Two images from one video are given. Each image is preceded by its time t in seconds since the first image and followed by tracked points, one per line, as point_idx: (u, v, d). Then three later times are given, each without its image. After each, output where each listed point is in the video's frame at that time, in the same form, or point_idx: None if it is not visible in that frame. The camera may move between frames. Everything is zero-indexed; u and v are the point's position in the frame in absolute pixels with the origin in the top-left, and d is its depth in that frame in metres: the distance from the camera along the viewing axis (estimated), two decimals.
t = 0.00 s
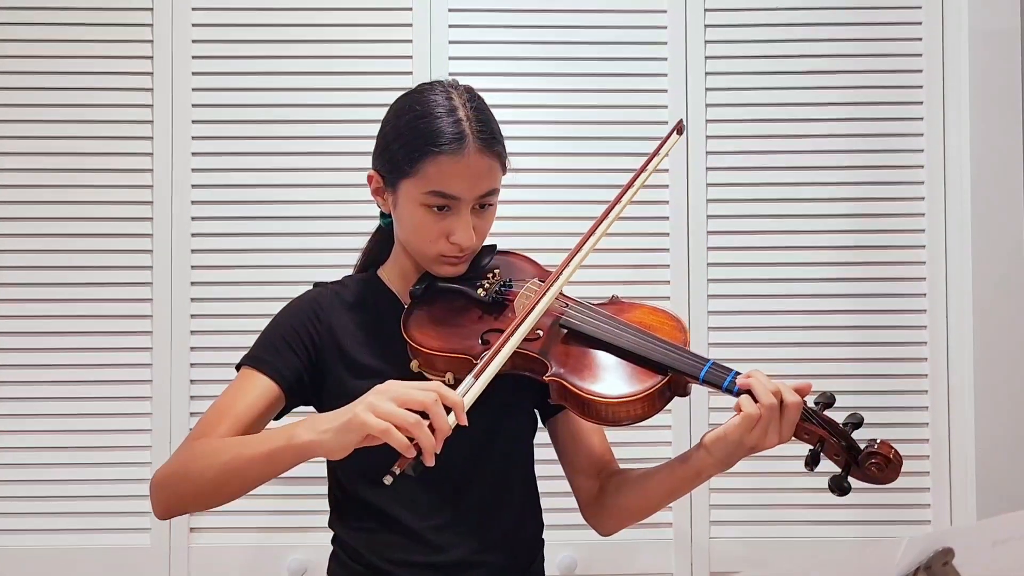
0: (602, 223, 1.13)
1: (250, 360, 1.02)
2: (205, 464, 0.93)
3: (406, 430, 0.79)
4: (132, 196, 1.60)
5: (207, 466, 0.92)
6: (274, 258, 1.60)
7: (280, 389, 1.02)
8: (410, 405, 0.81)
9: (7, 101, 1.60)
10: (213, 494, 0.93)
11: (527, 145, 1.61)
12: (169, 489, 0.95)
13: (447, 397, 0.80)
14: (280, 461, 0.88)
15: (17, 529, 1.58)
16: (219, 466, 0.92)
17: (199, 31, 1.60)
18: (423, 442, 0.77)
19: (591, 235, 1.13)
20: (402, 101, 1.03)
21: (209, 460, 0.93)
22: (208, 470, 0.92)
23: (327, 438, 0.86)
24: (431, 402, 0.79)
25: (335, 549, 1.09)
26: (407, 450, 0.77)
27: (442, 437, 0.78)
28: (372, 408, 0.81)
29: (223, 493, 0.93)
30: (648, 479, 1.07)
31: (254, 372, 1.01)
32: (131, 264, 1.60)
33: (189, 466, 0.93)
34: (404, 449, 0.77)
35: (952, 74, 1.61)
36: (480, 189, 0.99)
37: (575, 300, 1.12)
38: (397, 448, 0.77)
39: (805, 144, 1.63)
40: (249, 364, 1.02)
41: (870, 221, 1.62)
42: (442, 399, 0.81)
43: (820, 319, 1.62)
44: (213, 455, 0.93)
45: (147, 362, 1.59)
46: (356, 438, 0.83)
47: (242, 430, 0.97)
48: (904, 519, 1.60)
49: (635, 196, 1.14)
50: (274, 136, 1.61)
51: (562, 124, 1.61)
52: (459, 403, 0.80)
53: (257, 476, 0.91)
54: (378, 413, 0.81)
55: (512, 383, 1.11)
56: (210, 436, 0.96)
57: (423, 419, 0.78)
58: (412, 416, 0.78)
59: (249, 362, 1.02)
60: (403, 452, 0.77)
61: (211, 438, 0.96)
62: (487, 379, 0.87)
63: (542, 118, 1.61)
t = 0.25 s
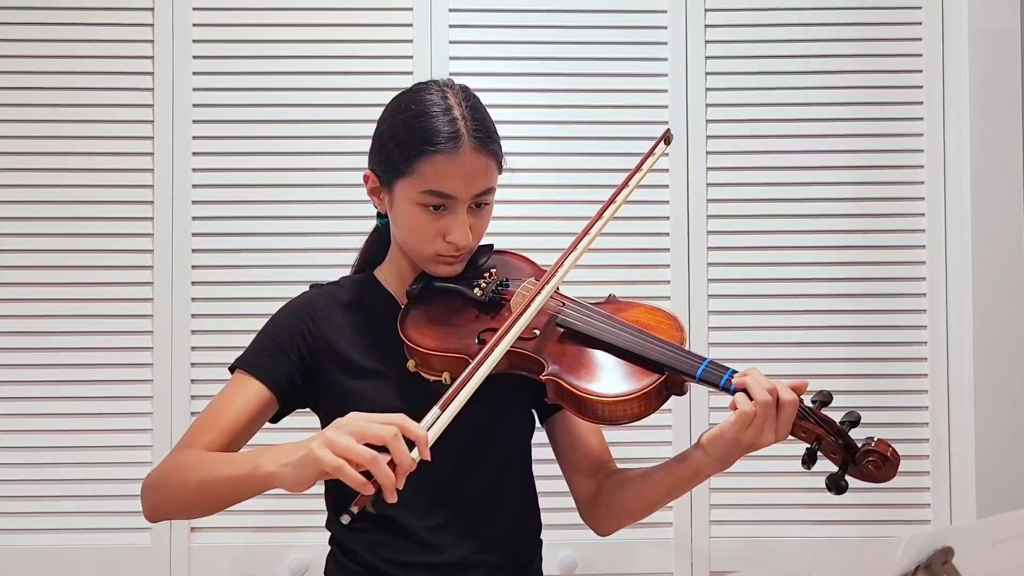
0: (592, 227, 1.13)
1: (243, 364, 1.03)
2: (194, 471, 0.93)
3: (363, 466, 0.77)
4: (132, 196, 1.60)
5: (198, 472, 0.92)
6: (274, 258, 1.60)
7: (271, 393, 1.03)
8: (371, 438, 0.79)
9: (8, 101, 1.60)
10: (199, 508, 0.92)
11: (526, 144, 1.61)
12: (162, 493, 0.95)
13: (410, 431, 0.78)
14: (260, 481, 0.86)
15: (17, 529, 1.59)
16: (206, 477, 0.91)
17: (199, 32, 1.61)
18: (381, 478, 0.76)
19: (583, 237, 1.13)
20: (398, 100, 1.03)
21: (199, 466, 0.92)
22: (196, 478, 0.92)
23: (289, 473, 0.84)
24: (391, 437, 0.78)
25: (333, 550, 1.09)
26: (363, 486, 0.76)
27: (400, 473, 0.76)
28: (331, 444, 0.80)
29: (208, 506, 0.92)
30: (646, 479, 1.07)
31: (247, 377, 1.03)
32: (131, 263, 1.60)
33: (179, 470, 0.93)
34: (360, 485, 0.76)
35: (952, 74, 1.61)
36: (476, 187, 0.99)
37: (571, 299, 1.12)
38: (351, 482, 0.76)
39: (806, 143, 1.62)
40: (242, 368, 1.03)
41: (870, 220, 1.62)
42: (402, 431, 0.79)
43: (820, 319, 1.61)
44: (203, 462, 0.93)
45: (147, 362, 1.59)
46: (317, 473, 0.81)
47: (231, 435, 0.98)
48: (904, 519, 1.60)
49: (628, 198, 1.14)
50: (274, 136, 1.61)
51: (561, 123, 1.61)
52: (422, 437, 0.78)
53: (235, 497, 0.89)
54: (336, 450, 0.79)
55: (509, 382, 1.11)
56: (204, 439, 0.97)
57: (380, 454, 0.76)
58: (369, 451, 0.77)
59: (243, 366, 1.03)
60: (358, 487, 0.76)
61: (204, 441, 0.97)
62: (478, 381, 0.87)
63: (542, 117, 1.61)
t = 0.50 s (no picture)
0: (588, 229, 1.14)
1: (239, 366, 1.03)
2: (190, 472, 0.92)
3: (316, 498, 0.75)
4: (132, 196, 1.60)
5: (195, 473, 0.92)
6: (273, 258, 1.60)
7: (270, 394, 1.03)
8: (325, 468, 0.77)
9: (8, 101, 1.61)
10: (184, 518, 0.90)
11: (526, 144, 1.61)
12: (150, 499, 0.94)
13: (365, 461, 0.76)
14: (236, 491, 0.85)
15: (17, 528, 1.59)
16: (195, 485, 0.89)
17: (199, 32, 1.61)
18: (335, 510, 0.74)
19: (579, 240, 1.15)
20: (393, 101, 1.03)
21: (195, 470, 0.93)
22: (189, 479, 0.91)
23: (248, 499, 0.82)
24: (345, 468, 0.75)
25: (331, 550, 1.09)
26: (312, 518, 0.75)
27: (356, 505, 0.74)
28: (284, 475, 0.77)
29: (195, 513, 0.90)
30: (643, 479, 1.07)
31: (243, 380, 1.03)
32: (131, 264, 1.60)
33: (174, 472, 0.93)
34: (308, 516, 0.74)
35: (952, 73, 1.60)
36: (471, 188, 0.99)
37: (568, 299, 1.12)
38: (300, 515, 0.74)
39: (805, 143, 1.62)
40: (239, 370, 1.03)
41: (870, 220, 1.61)
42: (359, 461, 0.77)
43: (819, 318, 1.61)
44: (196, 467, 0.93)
45: (147, 363, 1.60)
46: (272, 503, 0.79)
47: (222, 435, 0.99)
48: (903, 519, 1.59)
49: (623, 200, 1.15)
50: (274, 136, 1.61)
51: (561, 123, 1.61)
52: (381, 468, 0.75)
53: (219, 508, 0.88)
54: (290, 481, 0.77)
55: (506, 382, 1.11)
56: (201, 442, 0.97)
57: (334, 487, 0.74)
58: (322, 483, 0.75)
59: (239, 368, 1.03)
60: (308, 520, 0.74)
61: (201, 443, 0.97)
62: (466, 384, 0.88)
63: (541, 117, 1.61)
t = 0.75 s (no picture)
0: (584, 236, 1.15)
1: (240, 368, 1.04)
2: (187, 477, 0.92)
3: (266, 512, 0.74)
4: (132, 195, 1.61)
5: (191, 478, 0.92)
6: (273, 258, 1.61)
7: (269, 398, 1.04)
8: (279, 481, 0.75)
9: (8, 101, 1.61)
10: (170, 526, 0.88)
11: (526, 144, 1.61)
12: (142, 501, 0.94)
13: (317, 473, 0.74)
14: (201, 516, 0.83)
15: (17, 528, 1.59)
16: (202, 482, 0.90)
17: (199, 32, 1.61)
18: (285, 523, 0.72)
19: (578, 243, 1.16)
20: (392, 101, 1.04)
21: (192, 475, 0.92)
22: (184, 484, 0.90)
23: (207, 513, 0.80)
24: (297, 481, 0.74)
25: (332, 551, 1.09)
26: (258, 532, 0.74)
27: (306, 519, 0.72)
28: (236, 489, 0.76)
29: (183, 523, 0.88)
30: (644, 479, 1.07)
31: (244, 382, 1.04)
32: (132, 263, 1.60)
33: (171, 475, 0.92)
34: (256, 532, 0.74)
35: (952, 73, 1.60)
36: (470, 187, 0.99)
37: (568, 298, 1.12)
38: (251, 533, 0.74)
39: (805, 142, 1.62)
40: (240, 372, 1.04)
41: (870, 219, 1.61)
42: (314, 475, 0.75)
43: (819, 318, 1.61)
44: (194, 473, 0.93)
45: (148, 362, 1.60)
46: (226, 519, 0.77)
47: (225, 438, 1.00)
48: (903, 519, 1.59)
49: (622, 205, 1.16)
50: (274, 136, 1.61)
51: (561, 123, 1.61)
52: (335, 484, 0.74)
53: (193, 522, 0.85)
54: (241, 495, 0.75)
55: (505, 382, 1.11)
56: (199, 446, 0.98)
57: (281, 500, 0.73)
58: (271, 494, 0.74)
59: (240, 370, 1.04)
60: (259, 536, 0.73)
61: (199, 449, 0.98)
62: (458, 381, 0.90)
63: (541, 117, 1.61)
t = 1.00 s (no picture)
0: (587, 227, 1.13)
1: (241, 368, 1.04)
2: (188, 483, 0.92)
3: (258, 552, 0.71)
4: (133, 195, 1.61)
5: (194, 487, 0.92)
6: (273, 258, 1.61)
7: (270, 398, 1.04)
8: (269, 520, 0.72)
9: (8, 101, 1.61)
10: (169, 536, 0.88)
11: (527, 144, 1.61)
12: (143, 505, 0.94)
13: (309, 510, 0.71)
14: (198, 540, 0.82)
15: (17, 529, 1.59)
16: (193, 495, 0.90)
17: (199, 32, 1.61)
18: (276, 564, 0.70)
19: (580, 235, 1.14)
20: (394, 99, 1.03)
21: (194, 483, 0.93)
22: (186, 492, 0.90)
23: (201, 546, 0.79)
24: (289, 521, 0.71)
25: (334, 550, 1.09)
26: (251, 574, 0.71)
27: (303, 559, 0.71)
28: (228, 527, 0.73)
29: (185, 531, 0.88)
30: (646, 477, 1.07)
31: (245, 383, 1.04)
32: (132, 263, 1.60)
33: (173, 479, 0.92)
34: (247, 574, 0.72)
35: (951, 73, 1.61)
36: (472, 185, 0.99)
37: (570, 296, 1.12)
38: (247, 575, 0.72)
39: (806, 143, 1.62)
40: (241, 372, 1.04)
41: (870, 220, 1.62)
42: (306, 512, 0.72)
43: (819, 318, 1.61)
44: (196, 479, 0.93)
45: (148, 362, 1.60)
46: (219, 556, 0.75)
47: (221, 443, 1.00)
48: (904, 518, 1.60)
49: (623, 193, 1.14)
50: (274, 136, 1.61)
51: (561, 123, 1.61)
52: (326, 519, 0.70)
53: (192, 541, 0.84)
54: (233, 534, 0.73)
55: (507, 379, 1.11)
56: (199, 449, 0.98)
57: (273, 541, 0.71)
58: (264, 535, 0.71)
59: (241, 370, 1.04)
60: None
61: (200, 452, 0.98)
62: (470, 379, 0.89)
63: (541, 117, 1.61)
